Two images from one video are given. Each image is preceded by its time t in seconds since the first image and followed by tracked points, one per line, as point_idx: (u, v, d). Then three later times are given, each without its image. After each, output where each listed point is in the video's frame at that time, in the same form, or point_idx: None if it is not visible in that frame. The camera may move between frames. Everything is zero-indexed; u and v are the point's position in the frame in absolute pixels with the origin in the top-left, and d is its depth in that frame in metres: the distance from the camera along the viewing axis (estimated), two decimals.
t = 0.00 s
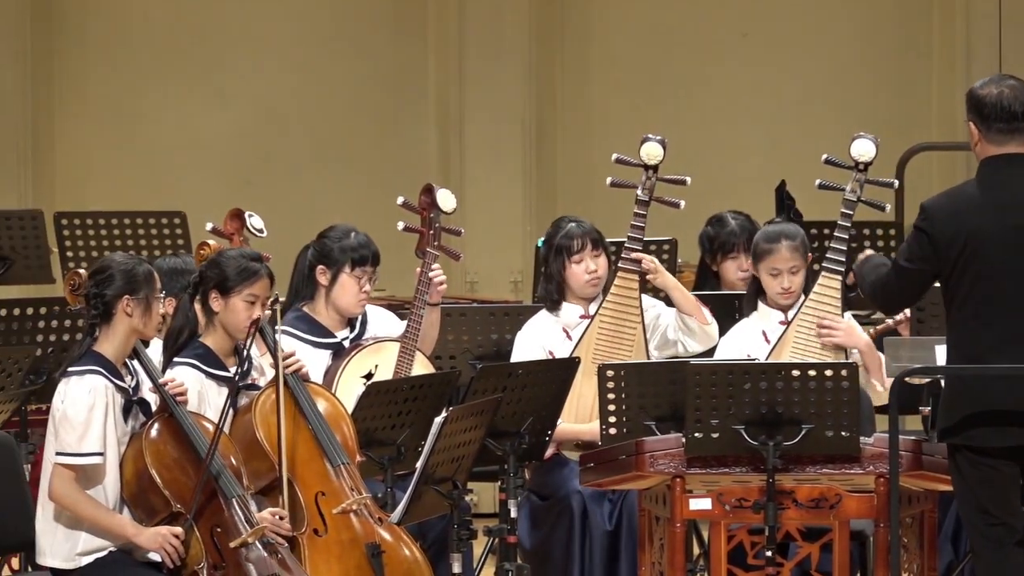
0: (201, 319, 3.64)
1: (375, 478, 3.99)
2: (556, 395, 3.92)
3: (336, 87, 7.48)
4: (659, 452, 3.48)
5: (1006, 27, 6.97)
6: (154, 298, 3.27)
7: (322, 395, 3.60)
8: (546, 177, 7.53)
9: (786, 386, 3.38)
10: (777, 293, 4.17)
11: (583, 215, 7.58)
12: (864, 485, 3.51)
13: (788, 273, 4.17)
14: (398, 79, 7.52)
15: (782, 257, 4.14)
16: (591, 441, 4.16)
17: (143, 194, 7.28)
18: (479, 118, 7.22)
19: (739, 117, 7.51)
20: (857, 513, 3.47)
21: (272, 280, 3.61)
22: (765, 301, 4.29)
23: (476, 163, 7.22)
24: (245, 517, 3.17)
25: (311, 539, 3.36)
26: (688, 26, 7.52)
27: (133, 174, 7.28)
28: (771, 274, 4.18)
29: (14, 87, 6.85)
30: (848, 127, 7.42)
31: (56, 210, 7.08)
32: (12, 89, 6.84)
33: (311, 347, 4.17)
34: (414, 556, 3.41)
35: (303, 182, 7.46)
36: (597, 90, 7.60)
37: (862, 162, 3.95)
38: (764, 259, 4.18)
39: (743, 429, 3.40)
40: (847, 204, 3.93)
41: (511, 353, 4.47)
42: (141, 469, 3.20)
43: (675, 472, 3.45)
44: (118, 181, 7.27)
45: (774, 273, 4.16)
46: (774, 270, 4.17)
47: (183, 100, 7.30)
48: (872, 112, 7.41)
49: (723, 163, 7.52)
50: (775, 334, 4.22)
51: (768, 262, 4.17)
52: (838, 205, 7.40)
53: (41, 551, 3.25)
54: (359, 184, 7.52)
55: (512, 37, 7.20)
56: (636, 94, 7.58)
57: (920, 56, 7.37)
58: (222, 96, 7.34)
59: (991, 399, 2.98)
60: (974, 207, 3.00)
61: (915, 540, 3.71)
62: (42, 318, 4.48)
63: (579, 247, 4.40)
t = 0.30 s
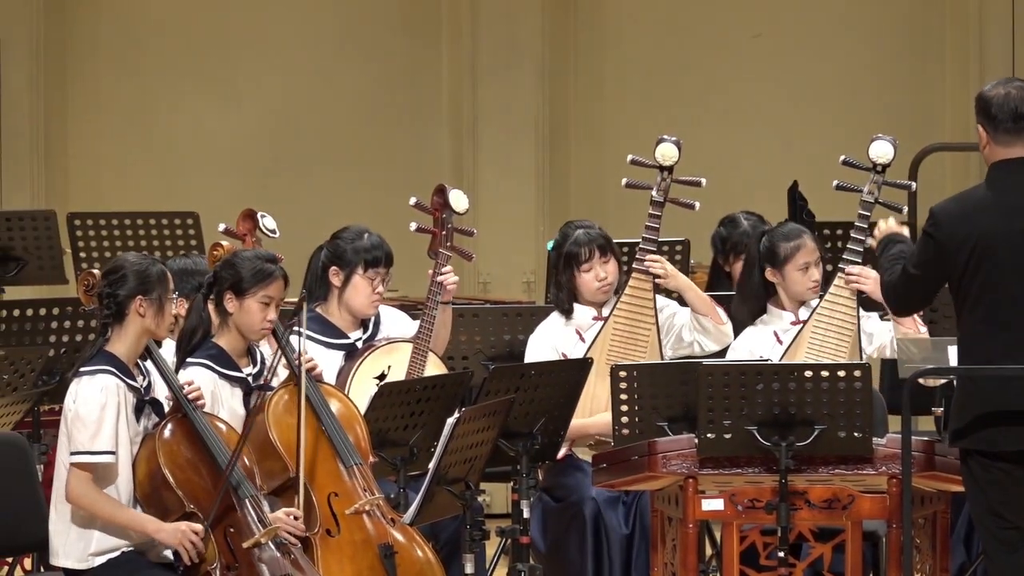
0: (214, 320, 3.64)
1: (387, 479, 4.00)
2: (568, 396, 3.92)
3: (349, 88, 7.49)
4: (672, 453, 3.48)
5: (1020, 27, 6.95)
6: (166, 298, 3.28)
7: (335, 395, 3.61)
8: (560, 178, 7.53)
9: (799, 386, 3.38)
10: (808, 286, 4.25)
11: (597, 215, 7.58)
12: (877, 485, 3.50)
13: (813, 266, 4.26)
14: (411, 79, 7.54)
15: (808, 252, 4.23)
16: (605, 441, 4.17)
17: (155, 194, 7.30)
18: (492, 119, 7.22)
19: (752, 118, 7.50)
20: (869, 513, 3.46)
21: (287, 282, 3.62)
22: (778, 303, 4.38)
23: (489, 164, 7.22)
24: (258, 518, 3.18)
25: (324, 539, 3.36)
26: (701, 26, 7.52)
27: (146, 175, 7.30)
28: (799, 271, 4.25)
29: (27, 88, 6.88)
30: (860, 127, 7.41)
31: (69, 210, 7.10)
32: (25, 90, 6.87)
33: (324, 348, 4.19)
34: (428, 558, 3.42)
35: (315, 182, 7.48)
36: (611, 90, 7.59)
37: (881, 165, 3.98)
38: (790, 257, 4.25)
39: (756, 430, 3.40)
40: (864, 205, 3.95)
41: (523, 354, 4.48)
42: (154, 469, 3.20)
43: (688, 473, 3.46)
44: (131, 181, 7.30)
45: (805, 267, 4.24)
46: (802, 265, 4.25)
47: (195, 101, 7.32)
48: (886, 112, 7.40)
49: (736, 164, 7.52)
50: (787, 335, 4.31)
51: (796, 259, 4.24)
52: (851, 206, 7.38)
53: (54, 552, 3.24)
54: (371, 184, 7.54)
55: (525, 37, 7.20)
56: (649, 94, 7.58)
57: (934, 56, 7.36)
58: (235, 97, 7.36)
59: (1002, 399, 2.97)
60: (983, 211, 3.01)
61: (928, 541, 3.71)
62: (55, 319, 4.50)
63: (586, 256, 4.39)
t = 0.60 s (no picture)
0: (223, 320, 3.65)
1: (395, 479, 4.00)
2: (576, 397, 3.92)
3: (358, 89, 7.50)
4: (679, 453, 3.50)
5: None
6: (172, 298, 3.28)
7: (344, 396, 3.63)
8: (569, 178, 7.54)
9: (807, 387, 3.38)
10: (807, 286, 4.24)
11: (606, 215, 7.59)
12: (884, 486, 3.52)
13: (815, 266, 4.26)
14: (420, 80, 7.55)
15: (810, 251, 4.23)
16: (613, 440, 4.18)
17: (164, 195, 7.32)
18: (500, 120, 7.23)
19: (761, 118, 7.50)
20: (878, 514, 3.46)
21: (296, 284, 3.62)
22: (787, 304, 4.39)
23: (497, 164, 7.23)
24: (266, 518, 3.18)
25: (332, 540, 3.36)
26: (709, 26, 7.51)
27: (154, 176, 7.32)
28: (799, 270, 4.25)
29: (37, 88, 6.90)
30: (869, 128, 7.41)
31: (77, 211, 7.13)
32: (33, 91, 6.90)
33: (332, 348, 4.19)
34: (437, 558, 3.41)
35: (324, 183, 7.49)
36: (619, 90, 7.59)
37: (889, 164, 3.99)
38: (789, 256, 4.25)
39: (764, 430, 3.40)
40: (872, 206, 3.96)
41: (532, 354, 4.48)
42: (160, 469, 3.20)
43: (696, 473, 3.45)
44: (140, 181, 7.31)
45: (803, 267, 4.24)
46: (802, 264, 4.25)
47: (203, 101, 7.34)
48: (895, 113, 7.39)
49: (745, 164, 7.52)
50: (795, 334, 4.33)
51: (796, 258, 4.25)
52: (859, 206, 7.38)
53: (64, 552, 3.25)
54: (379, 184, 7.55)
55: (534, 37, 7.20)
56: (657, 94, 7.58)
57: (943, 56, 7.35)
58: (243, 97, 7.37)
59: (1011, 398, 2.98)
60: (985, 212, 3.01)
61: (936, 542, 3.71)
62: (64, 319, 4.51)
63: (594, 259, 4.40)
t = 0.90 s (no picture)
0: (226, 319, 3.65)
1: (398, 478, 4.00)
2: (579, 396, 3.92)
3: (361, 87, 7.50)
4: (683, 452, 3.47)
5: None
6: (174, 296, 3.27)
7: (347, 395, 3.63)
8: (572, 177, 7.54)
9: (810, 385, 3.38)
10: (800, 282, 4.26)
11: (609, 214, 7.58)
12: (888, 484, 3.51)
13: (811, 262, 4.27)
14: (423, 79, 7.55)
15: (806, 246, 4.26)
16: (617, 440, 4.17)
17: (167, 194, 7.32)
18: (504, 119, 7.23)
19: (764, 116, 7.50)
20: (881, 512, 3.47)
21: (299, 283, 3.62)
22: (789, 302, 4.39)
23: (500, 163, 7.23)
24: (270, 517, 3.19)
25: (335, 538, 3.36)
26: (713, 25, 7.51)
27: (157, 174, 7.32)
28: (795, 265, 4.28)
29: (39, 87, 6.91)
30: (872, 127, 7.40)
31: (80, 209, 7.13)
32: (37, 89, 6.91)
33: (335, 347, 4.18)
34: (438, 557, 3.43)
35: (327, 181, 7.49)
36: (622, 88, 7.59)
37: (892, 163, 4.00)
38: (787, 250, 4.29)
39: (767, 429, 3.39)
40: (876, 204, 3.97)
41: (535, 352, 4.48)
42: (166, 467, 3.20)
43: (699, 471, 3.45)
44: (143, 180, 7.32)
45: (798, 262, 4.26)
46: (797, 259, 4.27)
47: (207, 100, 7.34)
48: (899, 111, 7.39)
49: (748, 162, 7.51)
50: (799, 333, 4.31)
51: (792, 252, 4.28)
52: (863, 205, 7.38)
53: (73, 551, 3.25)
54: (383, 183, 7.55)
55: (537, 35, 7.20)
56: (660, 92, 7.58)
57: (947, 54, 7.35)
58: (247, 95, 7.38)
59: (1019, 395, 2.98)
60: (994, 207, 3.02)
61: (939, 540, 3.71)
62: (67, 317, 4.53)
63: (597, 256, 4.42)
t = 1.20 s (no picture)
0: (234, 319, 3.65)
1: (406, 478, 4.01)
2: (587, 396, 3.92)
3: (370, 87, 7.51)
4: (691, 452, 3.47)
5: None
6: (184, 296, 3.28)
7: (356, 396, 3.64)
8: (581, 176, 7.54)
9: (819, 385, 3.38)
10: (810, 282, 4.27)
11: (618, 214, 7.59)
12: (896, 484, 3.52)
13: (821, 262, 4.27)
14: (432, 79, 7.56)
15: (817, 246, 4.25)
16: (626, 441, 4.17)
17: (176, 194, 7.34)
18: (513, 118, 7.23)
19: (772, 116, 7.49)
20: (890, 512, 3.47)
21: (307, 283, 3.63)
22: (798, 302, 4.39)
23: (509, 163, 7.24)
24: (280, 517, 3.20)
25: (344, 539, 3.36)
26: (722, 24, 7.51)
27: (165, 174, 7.34)
28: (805, 264, 4.28)
29: (48, 87, 6.93)
30: (881, 127, 7.40)
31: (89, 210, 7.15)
32: (46, 89, 6.93)
33: (344, 347, 4.20)
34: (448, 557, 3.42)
35: (336, 182, 7.50)
36: (631, 88, 7.59)
37: (905, 163, 4.03)
38: (798, 249, 4.29)
39: (776, 429, 3.39)
40: (888, 205, 4.01)
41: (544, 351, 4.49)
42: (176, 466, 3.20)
43: (708, 471, 3.44)
44: (151, 180, 7.33)
45: (808, 262, 4.26)
46: (808, 259, 4.27)
47: (216, 100, 7.35)
48: (908, 111, 7.38)
49: (757, 162, 7.51)
50: (809, 334, 4.31)
51: (803, 251, 4.28)
52: (872, 205, 7.37)
53: (83, 550, 3.25)
54: (391, 183, 7.56)
55: (547, 36, 7.21)
56: (669, 92, 7.57)
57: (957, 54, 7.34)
58: (255, 95, 7.39)
59: None
60: None
61: (947, 540, 3.70)
62: (76, 317, 4.54)
63: (612, 247, 4.43)
